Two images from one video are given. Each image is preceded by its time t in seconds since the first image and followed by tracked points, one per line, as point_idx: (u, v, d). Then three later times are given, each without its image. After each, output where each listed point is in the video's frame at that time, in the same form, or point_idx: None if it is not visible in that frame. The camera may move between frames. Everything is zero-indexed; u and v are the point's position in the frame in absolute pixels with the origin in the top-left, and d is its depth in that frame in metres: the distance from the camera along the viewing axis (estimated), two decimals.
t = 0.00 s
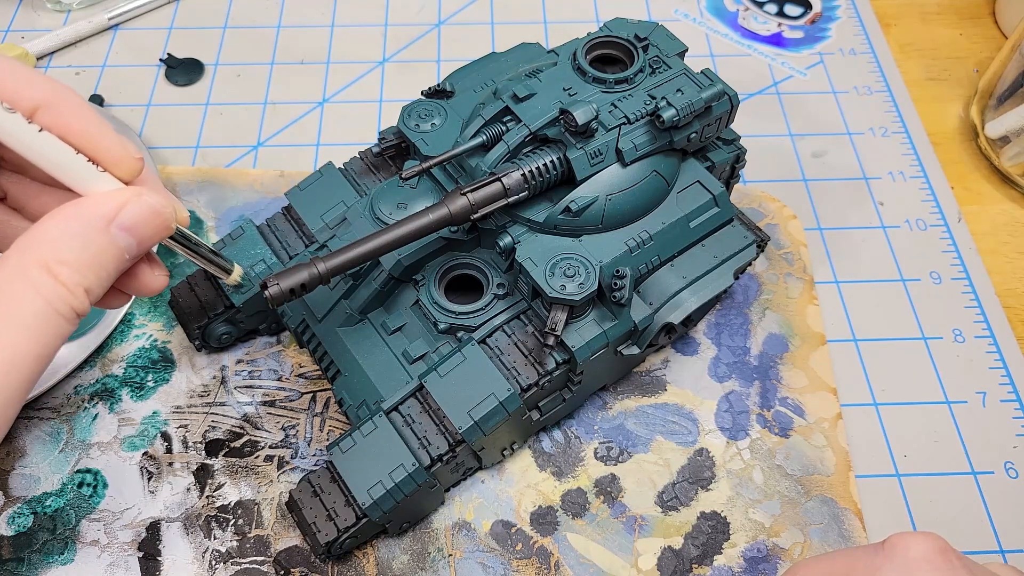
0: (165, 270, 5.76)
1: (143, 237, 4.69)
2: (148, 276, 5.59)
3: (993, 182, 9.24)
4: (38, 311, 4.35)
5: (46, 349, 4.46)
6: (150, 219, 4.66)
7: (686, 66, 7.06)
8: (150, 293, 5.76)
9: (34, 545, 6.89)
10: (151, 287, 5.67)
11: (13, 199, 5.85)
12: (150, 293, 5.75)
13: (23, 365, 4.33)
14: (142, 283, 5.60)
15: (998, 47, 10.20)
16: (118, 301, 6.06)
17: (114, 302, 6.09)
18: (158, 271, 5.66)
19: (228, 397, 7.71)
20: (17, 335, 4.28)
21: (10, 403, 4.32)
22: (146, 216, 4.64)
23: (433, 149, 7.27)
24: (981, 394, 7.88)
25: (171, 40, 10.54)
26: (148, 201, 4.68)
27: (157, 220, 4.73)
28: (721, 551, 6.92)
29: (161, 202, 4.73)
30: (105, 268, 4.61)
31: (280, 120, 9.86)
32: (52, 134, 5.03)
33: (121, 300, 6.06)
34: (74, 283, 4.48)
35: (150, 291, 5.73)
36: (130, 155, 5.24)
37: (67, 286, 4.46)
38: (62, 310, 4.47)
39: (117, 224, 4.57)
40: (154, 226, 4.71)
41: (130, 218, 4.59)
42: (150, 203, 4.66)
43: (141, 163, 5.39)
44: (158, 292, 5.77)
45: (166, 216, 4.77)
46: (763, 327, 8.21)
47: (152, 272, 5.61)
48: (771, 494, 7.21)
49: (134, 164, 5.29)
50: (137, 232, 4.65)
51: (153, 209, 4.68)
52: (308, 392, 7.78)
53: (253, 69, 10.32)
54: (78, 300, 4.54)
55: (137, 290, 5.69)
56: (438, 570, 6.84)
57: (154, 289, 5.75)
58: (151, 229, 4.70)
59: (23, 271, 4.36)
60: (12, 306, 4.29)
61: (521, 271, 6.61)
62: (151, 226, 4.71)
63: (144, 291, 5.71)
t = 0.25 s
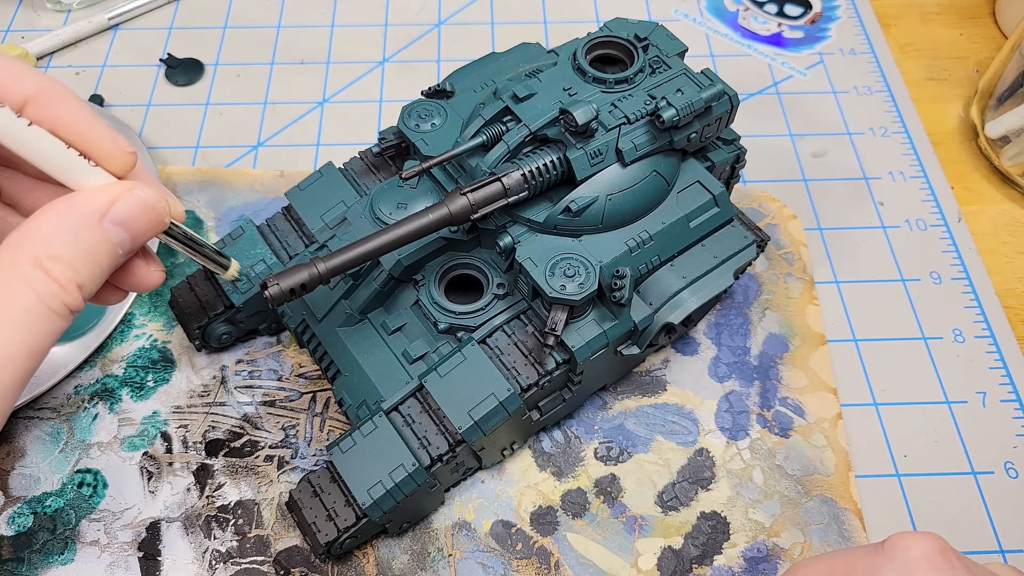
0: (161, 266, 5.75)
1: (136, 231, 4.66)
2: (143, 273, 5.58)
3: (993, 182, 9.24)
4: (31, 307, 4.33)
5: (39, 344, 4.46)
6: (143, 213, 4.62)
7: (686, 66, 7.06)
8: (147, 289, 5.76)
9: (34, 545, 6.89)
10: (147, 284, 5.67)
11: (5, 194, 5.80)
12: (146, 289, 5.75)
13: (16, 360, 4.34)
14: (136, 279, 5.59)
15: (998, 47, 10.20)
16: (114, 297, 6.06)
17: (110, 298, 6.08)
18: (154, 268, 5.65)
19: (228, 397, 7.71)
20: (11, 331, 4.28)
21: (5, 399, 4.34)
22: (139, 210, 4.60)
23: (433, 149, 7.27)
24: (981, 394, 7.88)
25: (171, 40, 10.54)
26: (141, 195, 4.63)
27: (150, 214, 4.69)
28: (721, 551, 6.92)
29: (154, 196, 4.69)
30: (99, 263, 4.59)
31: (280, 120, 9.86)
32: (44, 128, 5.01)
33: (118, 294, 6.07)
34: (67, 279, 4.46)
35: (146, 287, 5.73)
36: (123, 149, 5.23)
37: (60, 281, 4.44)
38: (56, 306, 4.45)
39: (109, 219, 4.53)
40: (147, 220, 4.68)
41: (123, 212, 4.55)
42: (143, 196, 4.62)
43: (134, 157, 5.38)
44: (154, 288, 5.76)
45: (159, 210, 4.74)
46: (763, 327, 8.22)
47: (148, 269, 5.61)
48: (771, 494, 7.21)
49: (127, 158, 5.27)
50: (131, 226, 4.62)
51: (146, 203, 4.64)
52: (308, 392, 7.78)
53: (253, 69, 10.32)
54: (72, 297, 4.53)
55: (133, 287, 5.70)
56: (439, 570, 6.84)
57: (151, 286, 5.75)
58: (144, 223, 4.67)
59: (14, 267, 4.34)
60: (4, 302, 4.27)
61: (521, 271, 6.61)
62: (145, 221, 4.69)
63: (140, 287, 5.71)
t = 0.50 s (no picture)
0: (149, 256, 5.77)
1: (120, 217, 4.65)
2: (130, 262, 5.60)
3: (993, 182, 9.24)
4: (12, 295, 4.32)
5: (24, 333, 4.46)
6: (126, 199, 4.61)
7: (686, 66, 7.06)
8: (135, 279, 5.78)
9: (34, 545, 6.89)
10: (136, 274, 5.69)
11: None
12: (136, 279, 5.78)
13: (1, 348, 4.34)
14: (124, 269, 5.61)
15: (998, 47, 10.20)
16: (102, 287, 6.08)
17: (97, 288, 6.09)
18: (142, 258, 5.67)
19: (228, 397, 7.71)
20: None
21: None
22: (122, 196, 4.58)
23: (433, 149, 7.27)
24: (981, 394, 7.88)
25: (171, 40, 10.54)
26: (124, 180, 4.62)
27: (134, 200, 4.67)
28: (721, 551, 6.92)
29: (138, 181, 4.66)
30: (81, 250, 4.57)
31: (280, 120, 9.86)
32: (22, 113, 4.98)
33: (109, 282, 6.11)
34: (50, 267, 4.46)
35: (136, 277, 5.76)
36: (103, 134, 5.22)
37: (43, 269, 4.43)
38: (39, 295, 4.44)
39: (91, 205, 4.52)
40: (131, 205, 4.67)
41: (105, 198, 4.54)
42: (126, 182, 4.59)
43: (116, 143, 5.38)
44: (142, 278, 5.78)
45: (144, 196, 4.72)
46: (763, 327, 8.22)
47: (135, 259, 5.62)
48: (771, 494, 7.21)
49: (108, 143, 5.27)
50: (113, 212, 4.60)
51: (129, 189, 4.62)
52: (308, 392, 7.78)
53: (253, 69, 10.32)
54: (56, 285, 4.53)
55: (122, 277, 5.72)
56: (438, 570, 6.85)
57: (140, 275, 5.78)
58: (127, 208, 4.65)
59: None
60: None
61: (521, 271, 6.61)
62: (128, 207, 4.67)
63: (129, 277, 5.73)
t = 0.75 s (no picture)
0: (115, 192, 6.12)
1: (68, 136, 5.01)
2: (96, 195, 5.92)
3: (993, 182, 9.24)
4: None
5: None
6: (73, 117, 4.98)
7: (686, 66, 7.06)
8: (106, 216, 6.13)
9: (34, 545, 6.89)
10: (105, 208, 6.04)
11: None
12: (106, 216, 6.13)
13: None
14: (91, 203, 5.95)
15: (998, 47, 10.20)
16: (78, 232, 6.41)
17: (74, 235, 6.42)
18: (108, 192, 6.01)
19: (228, 397, 7.71)
20: None
21: None
22: (68, 113, 4.96)
23: (433, 149, 7.27)
24: (982, 394, 7.88)
25: (171, 40, 10.54)
26: (68, 100, 4.99)
27: (80, 118, 5.05)
28: (721, 551, 6.92)
29: (82, 101, 5.05)
30: (34, 167, 4.92)
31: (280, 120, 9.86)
32: None
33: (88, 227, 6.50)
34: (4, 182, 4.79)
35: (107, 214, 6.12)
36: (48, 59, 5.41)
37: None
38: None
39: (39, 123, 4.86)
40: (78, 123, 5.03)
41: (52, 116, 4.89)
42: (70, 101, 4.97)
43: (64, 70, 5.54)
44: (113, 213, 6.13)
45: (89, 114, 5.10)
46: (763, 327, 8.21)
47: (100, 192, 5.95)
48: (771, 494, 7.21)
49: (54, 68, 5.45)
50: (61, 130, 4.96)
51: (75, 108, 5.00)
52: (308, 392, 7.78)
53: (253, 69, 10.32)
54: (11, 198, 4.89)
55: (94, 215, 6.07)
56: (439, 570, 6.84)
57: (111, 212, 6.14)
58: (75, 127, 5.02)
59: None
60: None
61: (521, 271, 6.61)
62: (76, 125, 5.04)
63: (100, 214, 6.08)
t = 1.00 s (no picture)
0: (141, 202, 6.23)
1: (93, 138, 5.04)
2: (122, 203, 6.04)
3: (993, 182, 9.25)
4: None
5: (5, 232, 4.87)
6: (99, 120, 5.01)
7: (686, 66, 7.06)
8: (132, 224, 6.22)
9: (34, 545, 6.89)
10: (131, 217, 6.13)
11: None
12: (132, 225, 6.22)
13: None
14: (117, 211, 6.06)
15: (998, 47, 10.20)
16: (105, 242, 6.51)
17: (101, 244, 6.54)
18: (133, 200, 6.12)
19: (228, 397, 7.71)
20: None
21: None
22: (96, 117, 4.99)
23: (433, 149, 7.27)
24: (981, 394, 7.89)
25: (171, 40, 10.54)
26: (97, 105, 5.03)
27: (106, 122, 5.08)
28: (721, 551, 6.92)
29: (110, 105, 5.09)
30: (58, 166, 4.96)
31: (280, 120, 9.86)
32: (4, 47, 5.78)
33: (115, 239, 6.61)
34: (27, 175, 4.84)
35: (133, 223, 6.20)
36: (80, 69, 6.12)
37: (21, 177, 4.82)
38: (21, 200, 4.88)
39: (66, 123, 4.90)
40: (103, 127, 5.06)
41: (79, 117, 4.93)
42: (99, 106, 5.02)
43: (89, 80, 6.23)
44: (139, 222, 6.21)
45: (115, 119, 5.14)
46: (763, 327, 8.22)
47: (126, 200, 6.07)
48: (771, 494, 7.21)
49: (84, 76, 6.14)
50: (87, 132, 4.99)
51: (103, 111, 5.04)
52: (308, 392, 7.78)
53: (253, 69, 10.32)
54: (35, 192, 4.94)
55: (120, 223, 6.16)
56: (439, 570, 6.84)
57: (137, 222, 6.22)
58: (100, 130, 5.05)
59: None
60: None
61: (521, 271, 6.61)
62: (101, 129, 5.07)
63: (125, 222, 6.17)
